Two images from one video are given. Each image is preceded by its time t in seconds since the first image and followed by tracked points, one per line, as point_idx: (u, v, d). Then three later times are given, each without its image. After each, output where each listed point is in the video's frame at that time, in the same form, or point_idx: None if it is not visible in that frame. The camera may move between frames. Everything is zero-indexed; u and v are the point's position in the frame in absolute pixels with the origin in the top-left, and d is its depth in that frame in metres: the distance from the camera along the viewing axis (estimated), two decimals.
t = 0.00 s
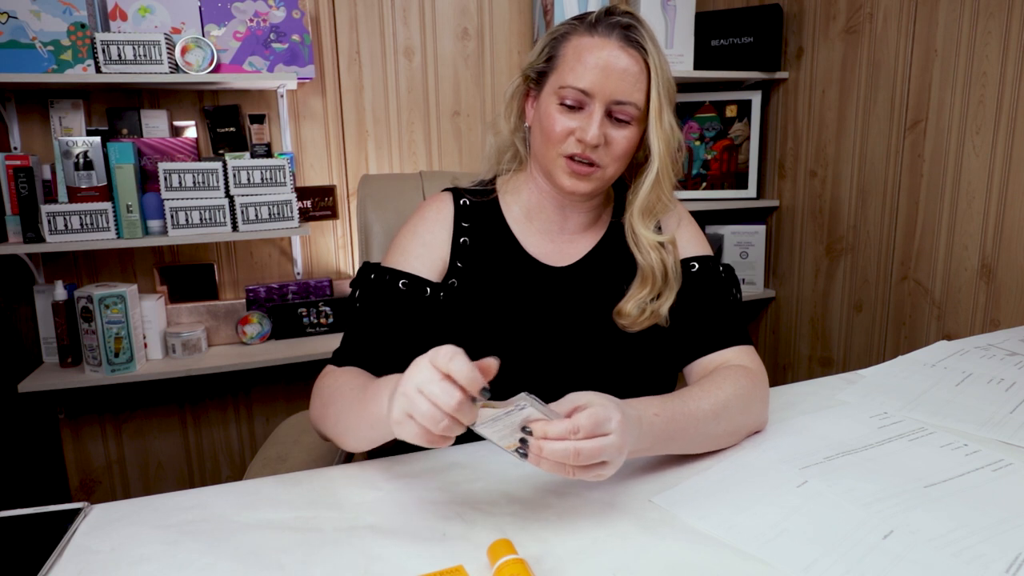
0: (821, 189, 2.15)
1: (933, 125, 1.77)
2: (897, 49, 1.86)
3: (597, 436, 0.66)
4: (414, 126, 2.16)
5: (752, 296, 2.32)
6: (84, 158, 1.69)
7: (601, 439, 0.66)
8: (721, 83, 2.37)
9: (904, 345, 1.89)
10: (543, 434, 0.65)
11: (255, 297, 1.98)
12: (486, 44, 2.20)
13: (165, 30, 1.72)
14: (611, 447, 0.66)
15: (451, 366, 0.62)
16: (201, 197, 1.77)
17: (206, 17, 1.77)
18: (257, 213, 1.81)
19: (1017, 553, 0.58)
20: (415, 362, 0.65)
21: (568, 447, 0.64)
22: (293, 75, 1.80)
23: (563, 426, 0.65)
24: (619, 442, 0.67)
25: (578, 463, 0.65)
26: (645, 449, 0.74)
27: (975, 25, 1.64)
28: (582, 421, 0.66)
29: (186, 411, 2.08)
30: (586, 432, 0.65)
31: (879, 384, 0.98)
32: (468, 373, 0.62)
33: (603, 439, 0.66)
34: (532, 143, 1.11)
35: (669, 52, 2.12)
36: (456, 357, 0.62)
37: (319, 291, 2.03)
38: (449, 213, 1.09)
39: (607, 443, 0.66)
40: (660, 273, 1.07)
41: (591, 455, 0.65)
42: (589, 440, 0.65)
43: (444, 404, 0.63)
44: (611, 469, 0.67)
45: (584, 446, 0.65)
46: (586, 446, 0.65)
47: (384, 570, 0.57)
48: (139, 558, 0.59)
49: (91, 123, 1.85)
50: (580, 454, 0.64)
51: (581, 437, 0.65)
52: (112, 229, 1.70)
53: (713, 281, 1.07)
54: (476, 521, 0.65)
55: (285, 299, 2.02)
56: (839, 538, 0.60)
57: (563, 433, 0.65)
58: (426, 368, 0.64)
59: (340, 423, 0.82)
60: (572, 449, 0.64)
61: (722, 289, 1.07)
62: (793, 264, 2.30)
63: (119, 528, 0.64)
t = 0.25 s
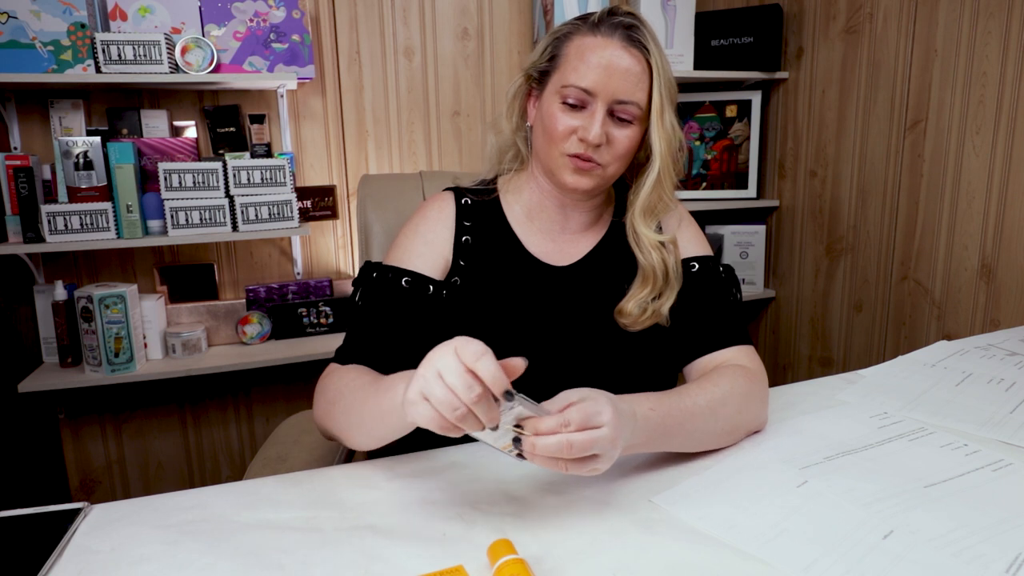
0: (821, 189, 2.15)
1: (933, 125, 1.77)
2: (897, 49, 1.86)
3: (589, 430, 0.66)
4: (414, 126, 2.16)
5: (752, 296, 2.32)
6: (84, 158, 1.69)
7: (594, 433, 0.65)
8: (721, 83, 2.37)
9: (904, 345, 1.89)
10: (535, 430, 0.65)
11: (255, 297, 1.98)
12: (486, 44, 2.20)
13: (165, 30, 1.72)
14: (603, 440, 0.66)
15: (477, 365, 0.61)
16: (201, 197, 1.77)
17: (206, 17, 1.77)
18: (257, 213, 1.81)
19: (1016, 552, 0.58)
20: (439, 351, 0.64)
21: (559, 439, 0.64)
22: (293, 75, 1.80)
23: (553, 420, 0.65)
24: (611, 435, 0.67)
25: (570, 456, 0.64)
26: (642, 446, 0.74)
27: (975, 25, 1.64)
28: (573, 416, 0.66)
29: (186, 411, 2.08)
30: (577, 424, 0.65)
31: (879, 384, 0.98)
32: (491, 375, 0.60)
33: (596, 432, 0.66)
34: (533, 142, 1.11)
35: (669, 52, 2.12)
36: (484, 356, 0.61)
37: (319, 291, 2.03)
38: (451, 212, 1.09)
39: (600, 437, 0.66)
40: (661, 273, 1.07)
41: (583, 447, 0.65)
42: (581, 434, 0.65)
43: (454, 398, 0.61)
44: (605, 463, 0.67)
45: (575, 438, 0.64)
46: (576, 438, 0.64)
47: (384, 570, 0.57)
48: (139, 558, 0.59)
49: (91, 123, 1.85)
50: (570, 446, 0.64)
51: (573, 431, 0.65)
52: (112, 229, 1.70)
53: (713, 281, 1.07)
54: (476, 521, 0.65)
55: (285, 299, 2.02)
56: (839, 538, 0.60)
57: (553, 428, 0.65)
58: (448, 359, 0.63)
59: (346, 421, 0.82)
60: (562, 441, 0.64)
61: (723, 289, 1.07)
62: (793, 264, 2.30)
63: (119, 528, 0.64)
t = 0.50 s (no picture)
0: (821, 188, 2.15)
1: (933, 125, 1.76)
2: (897, 48, 1.86)
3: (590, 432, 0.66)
4: (414, 126, 2.16)
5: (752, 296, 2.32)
6: (84, 158, 1.69)
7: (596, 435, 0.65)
8: (721, 83, 2.37)
9: (904, 345, 1.89)
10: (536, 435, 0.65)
11: (255, 297, 1.98)
12: (486, 44, 2.20)
13: (165, 30, 1.72)
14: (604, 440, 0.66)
15: (489, 378, 0.61)
16: (201, 197, 1.77)
17: (206, 17, 1.77)
18: (257, 213, 1.81)
19: (1016, 552, 0.58)
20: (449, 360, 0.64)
21: (560, 443, 0.64)
22: (293, 75, 1.80)
23: (553, 423, 0.65)
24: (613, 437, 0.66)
25: (573, 459, 0.64)
26: (641, 446, 0.74)
27: (975, 25, 1.64)
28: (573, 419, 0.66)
29: (186, 411, 2.08)
30: (579, 427, 0.65)
31: (879, 384, 0.98)
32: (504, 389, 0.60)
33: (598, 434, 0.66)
34: (535, 142, 1.11)
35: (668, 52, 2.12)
36: (496, 369, 0.61)
37: (319, 291, 2.03)
38: (452, 212, 1.09)
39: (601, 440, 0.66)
40: (662, 273, 1.07)
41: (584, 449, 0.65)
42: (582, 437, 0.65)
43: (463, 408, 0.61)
44: (608, 463, 0.67)
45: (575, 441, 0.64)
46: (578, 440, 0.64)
47: (384, 570, 0.57)
48: (139, 558, 0.59)
49: (91, 123, 1.85)
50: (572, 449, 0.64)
51: (574, 434, 0.65)
52: (112, 229, 1.70)
53: (713, 282, 1.07)
54: (475, 521, 0.65)
55: (284, 299, 2.02)
56: (838, 538, 0.60)
57: (554, 431, 0.65)
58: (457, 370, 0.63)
59: (349, 420, 0.82)
60: (563, 444, 0.64)
61: (723, 289, 1.07)
62: (793, 264, 2.30)
63: (119, 528, 0.64)
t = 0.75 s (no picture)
0: (821, 188, 2.15)
1: (933, 125, 1.77)
2: (897, 48, 1.86)
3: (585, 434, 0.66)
4: (414, 126, 2.16)
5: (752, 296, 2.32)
6: (84, 158, 1.69)
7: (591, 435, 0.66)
8: (721, 83, 2.37)
9: (904, 345, 1.89)
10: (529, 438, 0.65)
11: (254, 297, 1.99)
12: (486, 44, 2.20)
13: (165, 30, 1.72)
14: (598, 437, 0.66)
15: (488, 381, 0.61)
16: (201, 197, 1.77)
17: (206, 17, 1.77)
18: (257, 213, 1.81)
19: (1016, 553, 0.58)
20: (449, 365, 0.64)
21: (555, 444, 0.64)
22: (293, 75, 1.80)
23: (547, 427, 0.65)
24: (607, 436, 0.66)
25: (567, 462, 0.64)
26: (638, 447, 0.74)
27: (975, 25, 1.64)
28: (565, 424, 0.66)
29: (186, 411, 2.08)
30: (572, 430, 0.65)
31: (878, 384, 0.98)
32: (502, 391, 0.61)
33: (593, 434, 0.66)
34: (535, 141, 1.11)
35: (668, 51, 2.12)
36: (494, 373, 0.61)
37: (319, 291, 2.03)
38: (452, 212, 1.09)
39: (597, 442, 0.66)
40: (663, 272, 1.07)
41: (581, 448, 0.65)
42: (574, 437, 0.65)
43: (465, 410, 0.62)
44: (603, 466, 0.67)
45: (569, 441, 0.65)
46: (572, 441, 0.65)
47: (384, 570, 0.57)
48: (139, 558, 0.59)
49: (91, 123, 1.85)
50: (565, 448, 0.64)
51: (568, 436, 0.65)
52: (112, 229, 1.70)
53: (713, 282, 1.07)
54: (475, 521, 0.65)
55: (284, 299, 2.02)
56: (838, 538, 0.60)
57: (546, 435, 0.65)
58: (456, 374, 0.63)
59: (348, 421, 0.81)
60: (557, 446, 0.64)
61: (723, 289, 1.07)
62: (793, 264, 2.30)
63: (119, 528, 0.64)
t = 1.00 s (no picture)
0: (821, 189, 2.15)
1: (933, 125, 1.77)
2: (897, 48, 1.86)
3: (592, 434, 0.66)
4: (414, 126, 2.16)
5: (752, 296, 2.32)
6: (84, 158, 1.69)
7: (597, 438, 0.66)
8: (721, 83, 2.37)
9: (904, 345, 1.89)
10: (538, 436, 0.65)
11: (254, 297, 1.99)
12: (485, 44, 2.20)
13: (165, 30, 1.72)
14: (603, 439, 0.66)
15: (460, 402, 0.63)
16: (201, 197, 1.77)
17: (206, 17, 1.76)
18: (257, 213, 1.81)
19: (1016, 553, 0.58)
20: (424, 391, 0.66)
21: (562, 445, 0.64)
22: (293, 75, 1.80)
23: (554, 427, 0.65)
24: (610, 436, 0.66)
25: (574, 462, 0.64)
26: (641, 447, 0.74)
27: (975, 25, 1.64)
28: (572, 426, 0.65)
29: (186, 411, 2.08)
30: (579, 430, 0.65)
31: (878, 384, 0.98)
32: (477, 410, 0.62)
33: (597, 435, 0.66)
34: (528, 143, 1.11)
35: (669, 52, 2.12)
36: (463, 392, 0.63)
37: (319, 291, 2.03)
38: (448, 214, 1.09)
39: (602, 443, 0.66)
40: (660, 267, 1.08)
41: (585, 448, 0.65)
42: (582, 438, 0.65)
43: (448, 434, 0.63)
44: (609, 465, 0.67)
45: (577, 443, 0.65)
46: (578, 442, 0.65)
47: (384, 570, 0.57)
48: (139, 558, 0.59)
49: (91, 123, 1.85)
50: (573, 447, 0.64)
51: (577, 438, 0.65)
52: (112, 229, 1.70)
53: (713, 281, 1.07)
54: (475, 521, 0.65)
55: (284, 299, 2.02)
56: (838, 538, 0.60)
57: (555, 435, 0.64)
58: (432, 400, 0.64)
59: (346, 423, 0.81)
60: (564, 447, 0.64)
61: (722, 288, 1.07)
62: (793, 264, 2.30)
63: (119, 528, 0.64)
